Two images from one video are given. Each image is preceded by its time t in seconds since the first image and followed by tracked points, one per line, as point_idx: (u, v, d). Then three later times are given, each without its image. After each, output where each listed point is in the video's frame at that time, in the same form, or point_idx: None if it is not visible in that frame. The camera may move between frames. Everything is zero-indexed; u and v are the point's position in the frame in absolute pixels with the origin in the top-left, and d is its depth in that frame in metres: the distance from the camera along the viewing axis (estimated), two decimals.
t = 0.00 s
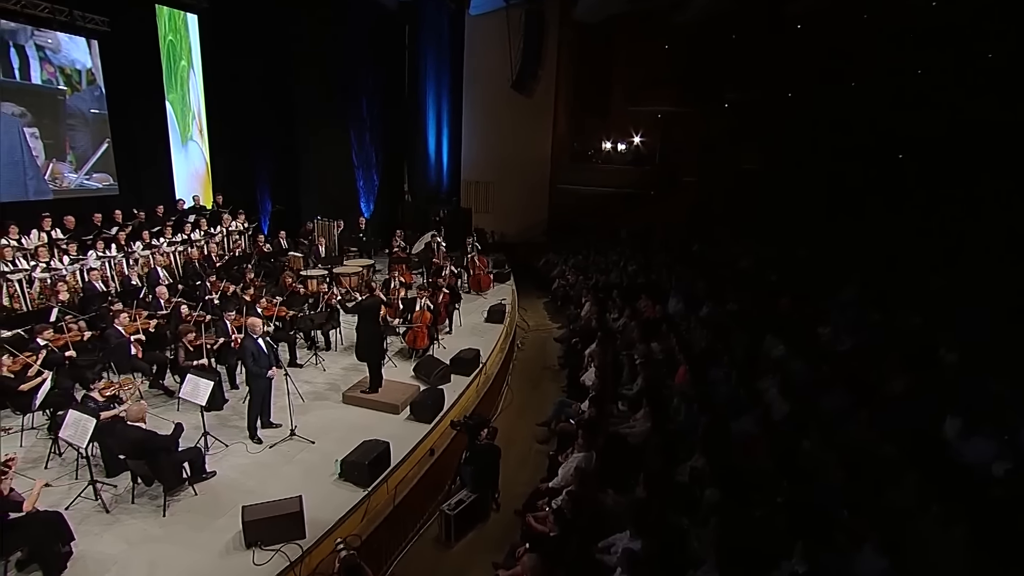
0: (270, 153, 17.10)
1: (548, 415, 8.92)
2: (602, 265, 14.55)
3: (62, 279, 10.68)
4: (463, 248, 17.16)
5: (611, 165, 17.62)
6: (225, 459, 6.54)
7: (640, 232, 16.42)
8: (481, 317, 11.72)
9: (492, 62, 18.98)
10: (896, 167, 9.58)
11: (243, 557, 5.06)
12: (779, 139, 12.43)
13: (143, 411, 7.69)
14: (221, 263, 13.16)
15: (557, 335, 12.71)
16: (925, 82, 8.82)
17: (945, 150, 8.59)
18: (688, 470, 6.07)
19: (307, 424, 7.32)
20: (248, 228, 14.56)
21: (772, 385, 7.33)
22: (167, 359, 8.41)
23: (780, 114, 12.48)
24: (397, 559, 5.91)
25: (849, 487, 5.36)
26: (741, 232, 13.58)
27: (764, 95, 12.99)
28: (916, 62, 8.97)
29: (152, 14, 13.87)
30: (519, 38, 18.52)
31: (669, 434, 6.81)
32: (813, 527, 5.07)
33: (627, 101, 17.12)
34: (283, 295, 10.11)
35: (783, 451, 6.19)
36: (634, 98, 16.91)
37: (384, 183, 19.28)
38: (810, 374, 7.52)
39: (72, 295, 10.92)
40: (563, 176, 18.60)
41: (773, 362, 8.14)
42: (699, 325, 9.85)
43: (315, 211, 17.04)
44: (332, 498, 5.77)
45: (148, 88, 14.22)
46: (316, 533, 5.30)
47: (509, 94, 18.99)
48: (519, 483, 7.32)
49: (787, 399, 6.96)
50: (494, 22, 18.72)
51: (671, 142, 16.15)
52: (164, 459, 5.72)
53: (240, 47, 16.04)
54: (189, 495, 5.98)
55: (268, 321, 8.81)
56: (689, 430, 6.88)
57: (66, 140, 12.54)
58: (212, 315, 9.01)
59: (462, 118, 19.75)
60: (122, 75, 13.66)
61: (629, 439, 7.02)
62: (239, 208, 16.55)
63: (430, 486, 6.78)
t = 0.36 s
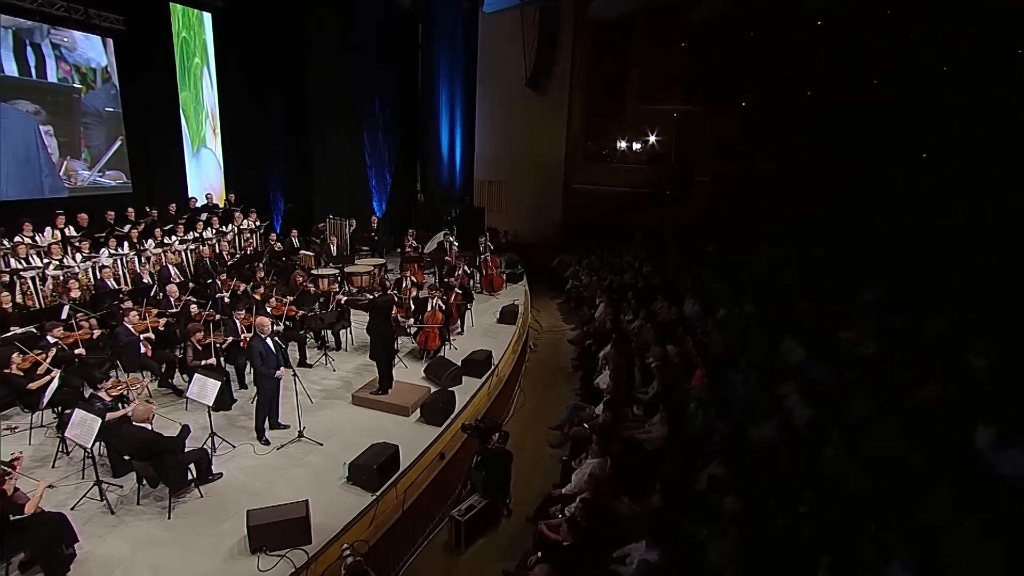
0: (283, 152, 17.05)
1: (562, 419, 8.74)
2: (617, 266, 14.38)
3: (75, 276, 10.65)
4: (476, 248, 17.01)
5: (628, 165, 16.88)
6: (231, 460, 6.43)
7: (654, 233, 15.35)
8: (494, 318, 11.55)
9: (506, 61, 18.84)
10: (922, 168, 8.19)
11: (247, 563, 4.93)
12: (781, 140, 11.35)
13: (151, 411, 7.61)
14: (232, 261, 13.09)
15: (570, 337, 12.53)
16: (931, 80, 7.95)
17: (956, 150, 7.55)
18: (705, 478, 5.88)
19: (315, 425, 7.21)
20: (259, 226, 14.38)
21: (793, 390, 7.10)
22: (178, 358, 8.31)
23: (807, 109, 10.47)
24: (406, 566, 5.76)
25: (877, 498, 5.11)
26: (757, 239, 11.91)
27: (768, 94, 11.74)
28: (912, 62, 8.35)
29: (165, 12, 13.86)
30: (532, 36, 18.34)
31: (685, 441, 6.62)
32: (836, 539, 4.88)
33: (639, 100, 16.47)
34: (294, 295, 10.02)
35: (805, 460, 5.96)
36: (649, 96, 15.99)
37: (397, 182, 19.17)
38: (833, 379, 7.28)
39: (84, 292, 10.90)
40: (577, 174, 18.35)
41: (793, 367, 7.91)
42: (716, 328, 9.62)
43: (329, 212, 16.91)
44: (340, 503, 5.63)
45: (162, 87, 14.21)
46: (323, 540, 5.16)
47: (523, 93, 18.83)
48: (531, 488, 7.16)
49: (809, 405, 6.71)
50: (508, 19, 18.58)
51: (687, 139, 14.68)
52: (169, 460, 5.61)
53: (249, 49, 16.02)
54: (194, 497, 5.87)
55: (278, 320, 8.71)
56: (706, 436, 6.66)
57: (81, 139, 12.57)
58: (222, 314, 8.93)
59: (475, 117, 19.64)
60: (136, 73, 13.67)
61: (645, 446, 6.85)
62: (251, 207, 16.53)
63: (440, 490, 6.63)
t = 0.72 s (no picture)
0: (294, 150, 16.99)
1: (575, 423, 8.56)
2: (631, 266, 14.24)
3: (87, 273, 10.61)
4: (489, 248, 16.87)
5: (640, 164, 16.33)
6: (238, 462, 6.31)
7: (671, 232, 15.04)
8: (506, 319, 11.40)
9: (520, 59, 18.70)
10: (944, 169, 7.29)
11: (252, 568, 4.80)
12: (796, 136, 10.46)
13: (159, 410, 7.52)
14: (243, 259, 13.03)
15: (584, 338, 12.34)
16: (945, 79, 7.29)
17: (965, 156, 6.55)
18: (724, 486, 5.67)
19: (324, 427, 7.08)
20: (271, 225, 14.34)
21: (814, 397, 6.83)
22: (186, 357, 8.26)
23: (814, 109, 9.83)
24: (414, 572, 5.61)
25: (904, 510, 4.88)
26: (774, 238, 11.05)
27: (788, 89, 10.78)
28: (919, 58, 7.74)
29: (179, 10, 13.82)
30: (547, 36, 18.16)
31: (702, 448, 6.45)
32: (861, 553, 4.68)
33: (655, 97, 15.81)
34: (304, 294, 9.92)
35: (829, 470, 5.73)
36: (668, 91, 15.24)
37: (410, 182, 19.04)
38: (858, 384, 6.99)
39: (95, 289, 10.85)
40: (590, 174, 18.10)
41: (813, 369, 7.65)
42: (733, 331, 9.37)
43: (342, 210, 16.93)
44: (347, 507, 5.49)
45: (175, 86, 14.18)
46: (329, 545, 5.02)
47: (538, 92, 18.66)
48: (544, 493, 6.98)
49: (832, 411, 6.44)
50: (523, 18, 18.42)
51: (705, 138, 13.84)
52: (173, 462, 5.50)
53: (260, 46, 15.99)
54: (200, 498, 5.76)
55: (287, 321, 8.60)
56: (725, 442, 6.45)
57: (94, 137, 12.57)
58: (231, 313, 8.83)
59: (489, 117, 19.55)
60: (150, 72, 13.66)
61: (660, 452, 6.66)
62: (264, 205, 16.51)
63: (451, 495, 6.47)
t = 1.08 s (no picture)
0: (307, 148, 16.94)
1: (588, 426, 8.38)
2: (646, 267, 14.04)
3: (99, 270, 10.56)
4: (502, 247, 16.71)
5: (657, 164, 16.32)
6: (245, 463, 6.20)
7: (687, 233, 14.84)
8: (519, 319, 11.24)
9: (533, 57, 18.46)
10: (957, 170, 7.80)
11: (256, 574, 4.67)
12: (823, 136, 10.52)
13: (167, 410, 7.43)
14: (255, 258, 12.95)
15: (598, 340, 12.14)
16: (991, 77, 7.09)
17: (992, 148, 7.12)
18: (745, 496, 5.46)
19: (333, 428, 6.95)
20: (283, 223, 14.28)
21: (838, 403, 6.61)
22: (194, 356, 8.23)
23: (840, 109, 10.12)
24: None
25: (938, 526, 4.62)
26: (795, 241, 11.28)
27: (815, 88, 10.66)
28: (961, 56, 7.54)
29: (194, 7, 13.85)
30: (563, 34, 17.88)
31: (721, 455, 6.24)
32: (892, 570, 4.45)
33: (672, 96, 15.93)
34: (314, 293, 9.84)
35: (856, 481, 5.48)
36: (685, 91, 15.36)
37: (423, 182, 18.89)
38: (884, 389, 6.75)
39: (107, 286, 10.81)
40: (604, 174, 17.86)
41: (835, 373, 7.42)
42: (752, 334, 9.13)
43: (355, 209, 16.88)
44: (355, 512, 5.36)
45: (188, 85, 14.16)
46: (337, 551, 4.89)
47: (551, 90, 18.40)
48: (556, 499, 6.81)
49: (855, 418, 6.15)
50: (537, 15, 18.18)
51: (723, 139, 13.85)
52: (178, 463, 5.38)
53: (275, 44, 16.06)
54: (205, 501, 5.64)
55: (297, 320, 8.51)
56: (744, 449, 6.25)
57: (108, 135, 12.57)
58: (241, 312, 8.74)
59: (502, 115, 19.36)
60: (165, 69, 13.68)
61: (677, 458, 6.48)
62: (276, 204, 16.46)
63: (461, 499, 6.31)
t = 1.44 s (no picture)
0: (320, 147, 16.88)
1: (603, 430, 8.18)
2: (662, 268, 13.80)
3: (111, 267, 10.52)
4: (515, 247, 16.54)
5: (673, 162, 16.02)
6: (252, 465, 6.08)
7: (703, 233, 14.57)
8: (532, 320, 11.06)
9: (548, 55, 18.30)
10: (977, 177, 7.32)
11: None
12: (840, 136, 10.20)
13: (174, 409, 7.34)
14: (266, 256, 12.86)
15: (612, 342, 11.93)
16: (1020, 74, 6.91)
17: None
18: (766, 505, 5.23)
19: (341, 429, 6.82)
20: (295, 221, 14.19)
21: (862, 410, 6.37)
22: (203, 354, 8.15)
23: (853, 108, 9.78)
24: None
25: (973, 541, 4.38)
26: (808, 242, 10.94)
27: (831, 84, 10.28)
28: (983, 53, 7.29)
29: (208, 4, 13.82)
30: (577, 28, 17.57)
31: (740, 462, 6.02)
32: None
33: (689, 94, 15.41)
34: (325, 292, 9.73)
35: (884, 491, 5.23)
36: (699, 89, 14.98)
37: (436, 182, 18.74)
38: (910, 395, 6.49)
39: (119, 284, 10.77)
40: (618, 173, 17.63)
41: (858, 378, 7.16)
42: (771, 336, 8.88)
43: (367, 207, 16.79)
44: (362, 516, 5.21)
45: (200, 82, 14.13)
46: (343, 558, 4.74)
47: (566, 88, 18.24)
48: (569, 505, 6.62)
49: (880, 424, 5.86)
50: (552, 12, 18.00)
51: (740, 137, 13.57)
52: (183, 464, 5.26)
53: (287, 42, 16.03)
54: (210, 503, 5.52)
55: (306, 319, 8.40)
56: (764, 456, 6.01)
57: (122, 133, 12.55)
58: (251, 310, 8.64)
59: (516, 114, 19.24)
60: (178, 67, 13.67)
61: (695, 464, 6.27)
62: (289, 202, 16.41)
63: (471, 504, 6.14)
